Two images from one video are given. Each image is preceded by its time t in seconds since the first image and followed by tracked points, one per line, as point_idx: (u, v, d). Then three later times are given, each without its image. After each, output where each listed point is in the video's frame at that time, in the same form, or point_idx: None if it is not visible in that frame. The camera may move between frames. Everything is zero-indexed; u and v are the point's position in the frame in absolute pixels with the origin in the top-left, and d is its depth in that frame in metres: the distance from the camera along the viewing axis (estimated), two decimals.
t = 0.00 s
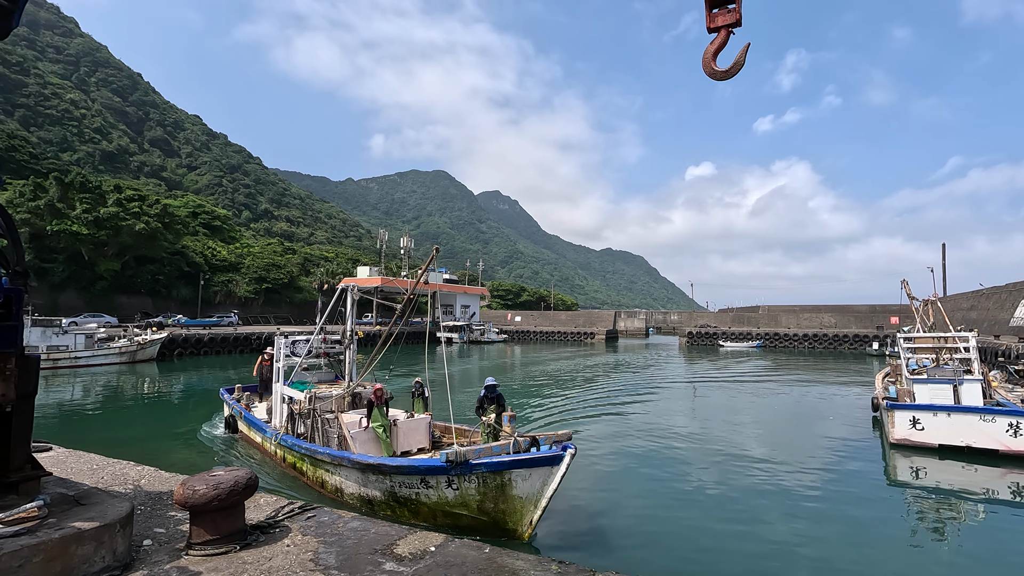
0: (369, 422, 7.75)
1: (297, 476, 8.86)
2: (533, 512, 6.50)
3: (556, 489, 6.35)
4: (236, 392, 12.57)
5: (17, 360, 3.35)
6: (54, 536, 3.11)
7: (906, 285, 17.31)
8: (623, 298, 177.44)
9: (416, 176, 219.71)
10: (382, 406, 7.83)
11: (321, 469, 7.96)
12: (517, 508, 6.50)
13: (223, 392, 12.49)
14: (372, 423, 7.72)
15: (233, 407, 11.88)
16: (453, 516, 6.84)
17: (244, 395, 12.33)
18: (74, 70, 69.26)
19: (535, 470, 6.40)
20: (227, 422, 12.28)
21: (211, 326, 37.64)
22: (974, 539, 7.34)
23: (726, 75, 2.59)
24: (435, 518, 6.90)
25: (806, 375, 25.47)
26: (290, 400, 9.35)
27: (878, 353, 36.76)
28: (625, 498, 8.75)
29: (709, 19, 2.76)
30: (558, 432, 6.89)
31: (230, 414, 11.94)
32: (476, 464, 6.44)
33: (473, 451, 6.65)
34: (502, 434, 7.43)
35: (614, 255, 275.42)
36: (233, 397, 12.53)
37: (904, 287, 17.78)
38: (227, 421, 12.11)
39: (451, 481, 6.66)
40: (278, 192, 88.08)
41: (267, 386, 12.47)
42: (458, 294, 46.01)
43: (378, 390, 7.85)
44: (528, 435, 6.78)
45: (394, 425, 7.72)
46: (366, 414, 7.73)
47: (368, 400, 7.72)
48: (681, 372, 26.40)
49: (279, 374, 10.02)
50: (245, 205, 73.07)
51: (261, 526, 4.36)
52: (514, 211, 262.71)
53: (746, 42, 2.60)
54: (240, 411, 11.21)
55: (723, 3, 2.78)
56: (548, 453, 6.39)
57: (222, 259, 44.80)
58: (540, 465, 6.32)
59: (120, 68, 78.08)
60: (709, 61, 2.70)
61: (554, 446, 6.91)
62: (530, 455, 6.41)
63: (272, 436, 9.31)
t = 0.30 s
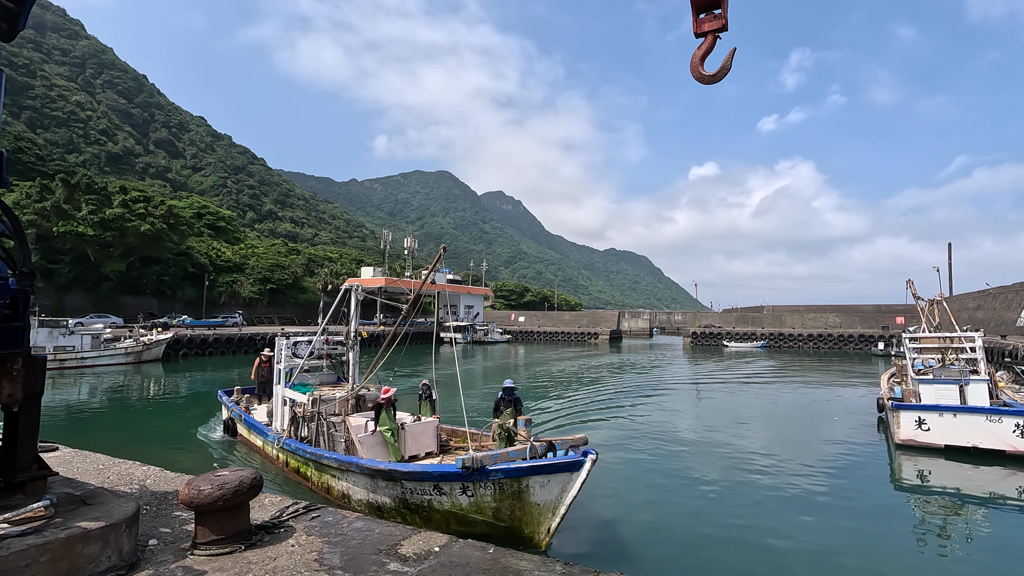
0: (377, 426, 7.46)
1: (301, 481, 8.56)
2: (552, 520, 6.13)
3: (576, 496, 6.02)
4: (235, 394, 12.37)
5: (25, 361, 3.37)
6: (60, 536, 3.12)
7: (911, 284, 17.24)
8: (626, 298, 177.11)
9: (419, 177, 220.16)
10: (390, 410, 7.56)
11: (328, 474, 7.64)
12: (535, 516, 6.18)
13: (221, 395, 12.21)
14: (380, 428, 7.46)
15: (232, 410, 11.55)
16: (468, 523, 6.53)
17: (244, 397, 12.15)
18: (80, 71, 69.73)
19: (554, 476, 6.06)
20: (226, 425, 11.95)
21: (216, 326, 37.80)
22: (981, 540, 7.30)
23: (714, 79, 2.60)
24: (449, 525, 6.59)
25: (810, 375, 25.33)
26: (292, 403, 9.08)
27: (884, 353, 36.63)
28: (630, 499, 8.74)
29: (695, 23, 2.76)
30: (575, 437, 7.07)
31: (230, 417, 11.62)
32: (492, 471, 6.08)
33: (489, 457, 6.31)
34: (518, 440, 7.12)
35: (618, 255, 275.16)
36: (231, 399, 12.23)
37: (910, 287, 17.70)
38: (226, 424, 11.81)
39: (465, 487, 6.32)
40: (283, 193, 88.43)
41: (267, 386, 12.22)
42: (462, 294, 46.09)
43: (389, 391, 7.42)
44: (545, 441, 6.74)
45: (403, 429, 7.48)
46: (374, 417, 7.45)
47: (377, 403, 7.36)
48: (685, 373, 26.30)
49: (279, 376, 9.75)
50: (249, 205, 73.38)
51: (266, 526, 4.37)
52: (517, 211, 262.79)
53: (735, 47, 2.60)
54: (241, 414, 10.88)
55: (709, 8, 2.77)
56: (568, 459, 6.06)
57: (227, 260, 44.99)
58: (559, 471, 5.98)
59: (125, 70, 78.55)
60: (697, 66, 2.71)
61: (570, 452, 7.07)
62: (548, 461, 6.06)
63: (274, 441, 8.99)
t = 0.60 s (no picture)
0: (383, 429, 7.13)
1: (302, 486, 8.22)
2: (568, 527, 5.92)
3: (594, 502, 5.79)
4: (231, 396, 12.11)
5: (27, 361, 3.37)
6: (63, 535, 3.13)
7: (914, 283, 17.22)
8: (628, 297, 176.88)
9: (421, 177, 220.24)
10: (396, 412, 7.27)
11: (332, 479, 7.29)
12: (551, 523, 5.90)
13: (217, 395, 11.88)
14: (386, 430, 7.14)
15: (229, 411, 11.13)
16: (480, 530, 6.23)
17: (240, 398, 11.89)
18: (82, 71, 69.86)
19: (572, 482, 5.84)
20: (223, 426, 11.52)
21: (218, 326, 37.84)
22: (983, 539, 7.28)
23: (712, 73, 2.60)
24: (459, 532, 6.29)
25: (812, 375, 25.24)
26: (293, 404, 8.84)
27: (886, 353, 36.56)
28: (632, 499, 8.72)
29: (693, 18, 2.76)
30: (591, 440, 6.58)
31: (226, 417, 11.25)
32: (508, 477, 5.83)
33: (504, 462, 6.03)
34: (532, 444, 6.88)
35: (619, 254, 274.99)
36: (226, 400, 11.84)
37: (912, 286, 17.66)
38: (221, 425, 11.42)
39: (478, 494, 6.04)
40: (284, 193, 88.52)
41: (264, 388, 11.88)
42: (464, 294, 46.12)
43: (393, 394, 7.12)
44: (560, 443, 6.48)
45: (408, 431, 7.17)
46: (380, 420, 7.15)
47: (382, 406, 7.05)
48: (687, 372, 26.22)
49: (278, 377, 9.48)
50: (251, 205, 73.46)
51: (267, 525, 4.38)
52: (519, 211, 262.65)
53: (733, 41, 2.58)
54: (238, 415, 10.48)
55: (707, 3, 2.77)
56: (587, 464, 5.82)
57: (229, 259, 45.02)
58: (577, 476, 5.75)
59: (127, 70, 78.65)
60: (694, 61, 2.71)
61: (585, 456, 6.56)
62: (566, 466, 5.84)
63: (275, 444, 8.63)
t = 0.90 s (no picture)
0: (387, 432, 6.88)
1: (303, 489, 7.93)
2: (583, 532, 5.66)
3: (611, 509, 5.57)
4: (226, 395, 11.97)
5: (23, 359, 3.36)
6: (60, 534, 3.12)
7: (912, 282, 17.27)
8: (627, 296, 176.94)
9: (420, 175, 220.27)
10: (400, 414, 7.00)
11: (335, 484, 7.01)
12: (566, 529, 5.67)
13: (210, 396, 11.59)
14: (390, 432, 6.86)
15: (223, 412, 10.75)
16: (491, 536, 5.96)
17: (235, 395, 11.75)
18: (80, 69, 69.69)
19: (587, 487, 5.56)
20: (215, 428, 11.11)
21: (217, 324, 37.80)
22: (982, 538, 7.28)
23: (723, 59, 2.52)
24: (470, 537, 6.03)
25: (811, 373, 25.31)
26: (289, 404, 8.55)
27: (885, 351, 36.66)
28: (632, 497, 8.72)
29: (704, 2, 2.71)
30: (604, 443, 6.28)
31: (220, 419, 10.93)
32: (522, 482, 5.55)
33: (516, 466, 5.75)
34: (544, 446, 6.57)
35: (619, 253, 275.18)
36: (220, 401, 11.47)
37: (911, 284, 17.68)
38: (214, 426, 11.08)
39: (489, 500, 5.76)
40: (283, 191, 88.39)
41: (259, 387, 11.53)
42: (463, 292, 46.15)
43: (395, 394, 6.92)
44: (573, 446, 6.16)
45: (411, 433, 6.96)
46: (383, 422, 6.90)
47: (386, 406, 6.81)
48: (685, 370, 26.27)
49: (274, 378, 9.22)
50: (250, 203, 73.35)
51: (265, 524, 4.37)
52: (518, 209, 262.64)
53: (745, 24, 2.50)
54: (233, 416, 10.10)
55: None
56: (603, 468, 5.59)
57: (227, 258, 44.93)
58: (594, 481, 5.49)
59: (125, 67, 78.46)
60: (704, 45, 2.66)
61: (598, 459, 6.30)
62: (582, 470, 5.57)
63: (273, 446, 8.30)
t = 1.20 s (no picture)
0: (389, 432, 6.62)
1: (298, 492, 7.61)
2: (597, 538, 5.29)
3: (627, 513, 5.17)
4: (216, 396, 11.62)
5: (14, 356, 3.33)
6: (51, 532, 3.11)
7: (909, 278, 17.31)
8: (625, 293, 177.15)
9: (418, 172, 219.87)
10: (403, 414, 6.70)
11: (334, 486, 6.70)
12: (579, 534, 5.33)
13: (201, 395, 11.19)
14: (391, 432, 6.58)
15: (214, 412, 10.29)
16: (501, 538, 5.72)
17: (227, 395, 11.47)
18: (76, 65, 69.32)
19: (601, 491, 5.21)
20: (207, 428, 10.65)
21: (214, 321, 37.73)
22: (979, 536, 7.30)
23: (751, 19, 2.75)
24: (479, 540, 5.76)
25: (807, 369, 25.43)
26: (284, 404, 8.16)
27: (882, 348, 36.78)
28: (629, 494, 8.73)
29: None
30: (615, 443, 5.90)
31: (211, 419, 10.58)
32: (534, 484, 5.25)
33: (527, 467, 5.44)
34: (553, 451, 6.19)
35: (616, 250, 275.27)
36: (212, 401, 11.02)
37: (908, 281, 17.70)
38: (206, 426, 10.74)
39: (499, 503, 5.48)
40: (281, 187, 88.16)
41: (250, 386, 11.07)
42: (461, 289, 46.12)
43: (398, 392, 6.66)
44: (585, 447, 5.76)
45: (413, 433, 6.72)
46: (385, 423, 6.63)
47: (387, 406, 6.58)
48: (683, 367, 26.32)
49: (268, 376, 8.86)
50: (247, 200, 73.19)
51: (259, 522, 4.35)
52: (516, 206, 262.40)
53: None
54: (225, 416, 9.68)
55: None
56: (619, 470, 5.20)
57: (225, 255, 44.80)
58: (609, 484, 5.14)
59: (121, 63, 78.09)
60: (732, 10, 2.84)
61: (611, 461, 5.89)
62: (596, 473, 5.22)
63: (268, 447, 7.92)
